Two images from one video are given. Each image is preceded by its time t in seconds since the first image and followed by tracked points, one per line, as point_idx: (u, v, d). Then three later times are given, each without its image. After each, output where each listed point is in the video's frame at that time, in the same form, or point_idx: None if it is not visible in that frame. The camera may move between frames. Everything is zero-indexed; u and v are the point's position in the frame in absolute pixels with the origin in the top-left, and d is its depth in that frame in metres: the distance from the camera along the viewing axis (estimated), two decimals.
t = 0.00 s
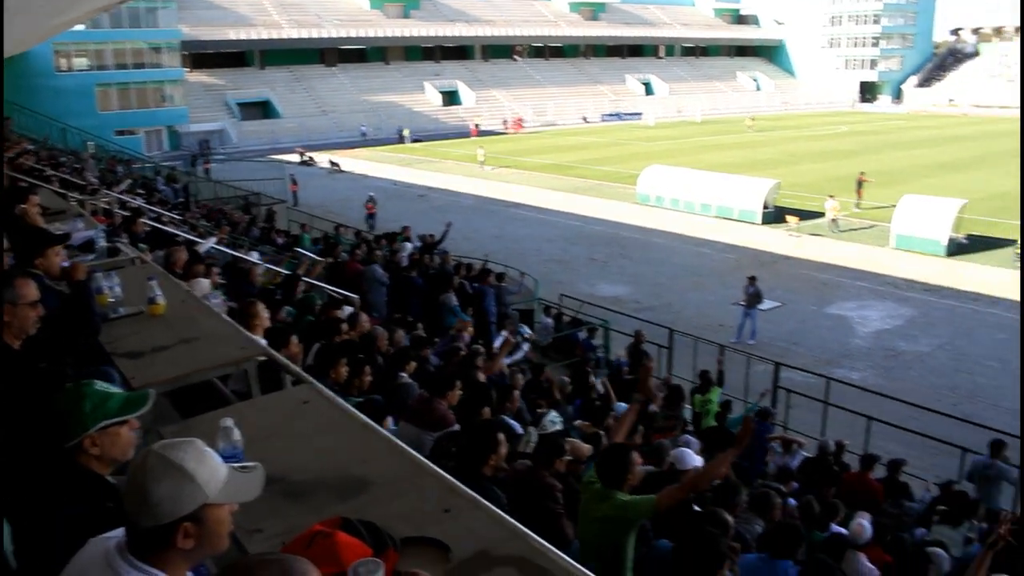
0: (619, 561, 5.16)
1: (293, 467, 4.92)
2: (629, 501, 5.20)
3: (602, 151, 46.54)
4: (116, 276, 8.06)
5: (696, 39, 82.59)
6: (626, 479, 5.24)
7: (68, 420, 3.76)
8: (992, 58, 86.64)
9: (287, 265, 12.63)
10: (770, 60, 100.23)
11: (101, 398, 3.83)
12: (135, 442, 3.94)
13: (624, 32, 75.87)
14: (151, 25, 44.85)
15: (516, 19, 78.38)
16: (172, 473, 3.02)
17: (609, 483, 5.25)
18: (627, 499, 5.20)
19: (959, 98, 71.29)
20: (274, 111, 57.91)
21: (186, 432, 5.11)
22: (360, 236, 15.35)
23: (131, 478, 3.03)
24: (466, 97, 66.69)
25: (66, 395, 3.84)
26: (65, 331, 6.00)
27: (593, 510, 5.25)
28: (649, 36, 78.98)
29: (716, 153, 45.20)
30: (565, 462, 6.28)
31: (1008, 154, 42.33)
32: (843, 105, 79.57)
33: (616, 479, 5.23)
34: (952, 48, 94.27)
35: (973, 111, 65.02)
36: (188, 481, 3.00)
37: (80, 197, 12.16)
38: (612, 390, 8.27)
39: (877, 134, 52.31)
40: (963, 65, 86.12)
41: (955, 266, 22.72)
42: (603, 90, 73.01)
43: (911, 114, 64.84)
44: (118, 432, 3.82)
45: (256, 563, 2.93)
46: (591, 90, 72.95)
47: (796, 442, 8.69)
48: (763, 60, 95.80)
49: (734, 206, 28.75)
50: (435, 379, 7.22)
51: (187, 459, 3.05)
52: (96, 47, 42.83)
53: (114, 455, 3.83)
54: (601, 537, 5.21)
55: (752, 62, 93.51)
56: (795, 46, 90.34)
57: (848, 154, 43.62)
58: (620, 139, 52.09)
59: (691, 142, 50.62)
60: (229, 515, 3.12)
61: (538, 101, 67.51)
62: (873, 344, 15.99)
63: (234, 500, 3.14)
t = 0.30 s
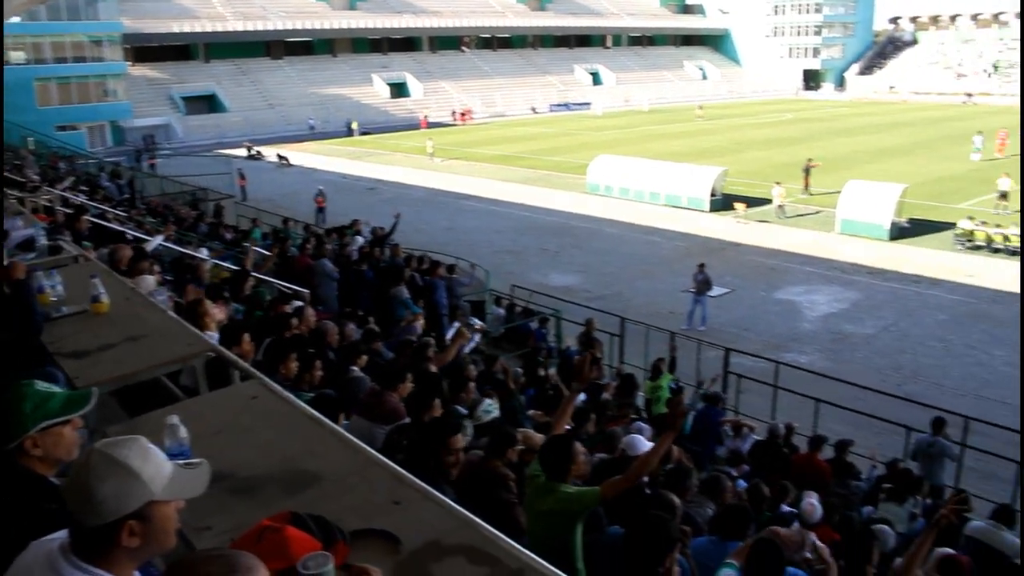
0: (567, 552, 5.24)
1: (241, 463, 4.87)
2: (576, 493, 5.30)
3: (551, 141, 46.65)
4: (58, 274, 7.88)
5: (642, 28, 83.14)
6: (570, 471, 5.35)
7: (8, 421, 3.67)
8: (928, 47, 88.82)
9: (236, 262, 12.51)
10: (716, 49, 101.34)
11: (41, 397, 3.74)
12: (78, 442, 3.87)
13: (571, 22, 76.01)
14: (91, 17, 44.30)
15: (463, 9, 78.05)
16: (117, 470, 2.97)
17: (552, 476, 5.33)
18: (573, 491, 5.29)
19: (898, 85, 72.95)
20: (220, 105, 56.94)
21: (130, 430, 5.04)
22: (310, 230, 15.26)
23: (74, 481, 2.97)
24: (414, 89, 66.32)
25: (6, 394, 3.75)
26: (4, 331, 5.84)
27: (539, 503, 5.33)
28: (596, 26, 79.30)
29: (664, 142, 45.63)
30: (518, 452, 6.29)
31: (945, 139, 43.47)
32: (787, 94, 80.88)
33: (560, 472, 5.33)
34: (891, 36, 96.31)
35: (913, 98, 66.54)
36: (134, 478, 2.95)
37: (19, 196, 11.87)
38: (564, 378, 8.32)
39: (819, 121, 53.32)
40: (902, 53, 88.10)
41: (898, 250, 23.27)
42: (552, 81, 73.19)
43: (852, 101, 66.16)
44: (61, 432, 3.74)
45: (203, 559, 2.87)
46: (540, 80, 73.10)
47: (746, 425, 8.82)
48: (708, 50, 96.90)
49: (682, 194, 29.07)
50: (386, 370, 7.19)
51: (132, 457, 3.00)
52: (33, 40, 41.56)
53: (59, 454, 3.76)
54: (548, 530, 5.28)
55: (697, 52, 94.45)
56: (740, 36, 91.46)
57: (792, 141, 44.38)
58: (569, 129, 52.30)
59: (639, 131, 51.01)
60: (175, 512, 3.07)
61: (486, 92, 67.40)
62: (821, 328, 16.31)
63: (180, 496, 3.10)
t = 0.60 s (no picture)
0: (529, 546, 5.33)
1: (200, 460, 4.83)
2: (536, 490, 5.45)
3: (511, 136, 46.64)
4: (11, 274, 7.74)
5: (601, 23, 83.49)
6: (530, 465, 5.53)
7: None
8: (881, 41, 90.42)
9: (194, 260, 12.39)
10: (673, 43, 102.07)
11: None
12: (36, 444, 3.82)
13: (530, 16, 75.99)
14: (42, 11, 43.31)
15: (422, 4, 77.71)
16: (72, 471, 2.93)
17: (513, 469, 5.53)
18: (533, 488, 5.44)
19: (853, 79, 74.15)
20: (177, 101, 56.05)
21: (86, 430, 4.97)
22: (269, 227, 15.15)
23: (28, 482, 2.93)
24: (374, 84, 65.93)
25: None
26: None
27: (501, 497, 5.44)
28: (556, 21, 79.45)
29: (623, 136, 45.92)
30: (481, 445, 6.32)
31: (897, 132, 44.32)
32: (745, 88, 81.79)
33: (521, 466, 5.51)
34: (845, 30, 97.84)
35: (867, 91, 67.70)
36: (90, 479, 2.91)
37: None
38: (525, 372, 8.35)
39: (775, 115, 54.04)
40: (855, 48, 89.55)
41: (853, 241, 23.71)
42: (512, 76, 73.23)
43: (808, 95, 67.12)
44: (19, 434, 3.70)
45: (159, 557, 2.83)
46: (499, 75, 73.09)
47: (707, 416, 8.93)
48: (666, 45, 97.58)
49: (642, 188, 29.30)
50: (347, 367, 7.17)
51: (88, 458, 2.97)
52: None
53: (17, 456, 3.71)
54: (510, 524, 5.41)
55: (656, 46, 95.08)
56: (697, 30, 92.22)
57: (750, 135, 44.92)
58: (530, 124, 52.39)
59: (599, 125, 51.28)
60: (133, 512, 3.04)
61: (445, 87, 67.18)
62: (780, 319, 16.56)
63: (136, 496, 3.07)
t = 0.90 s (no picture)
0: (503, 532, 5.44)
1: (164, 455, 4.79)
2: (519, 477, 5.53)
3: (476, 128, 46.59)
4: None
5: (564, 15, 83.57)
6: (519, 449, 5.64)
7: None
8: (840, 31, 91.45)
9: (157, 256, 12.29)
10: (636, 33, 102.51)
11: None
12: None
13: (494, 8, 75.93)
14: None
15: None
16: (31, 467, 2.89)
17: (503, 452, 5.63)
18: (516, 473, 5.52)
19: (814, 70, 75.05)
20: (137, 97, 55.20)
21: (47, 427, 4.90)
22: (233, 222, 15.05)
23: None
24: (337, 77, 65.48)
25: None
26: None
27: (479, 486, 5.52)
28: (520, 13, 79.39)
29: (588, 127, 46.08)
30: (449, 436, 6.34)
31: (857, 121, 44.97)
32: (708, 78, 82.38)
33: (510, 449, 5.63)
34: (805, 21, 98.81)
35: (828, 81, 68.49)
36: (50, 474, 2.87)
37: None
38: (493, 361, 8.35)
39: (738, 105, 54.52)
40: (816, 38, 90.48)
41: (816, 229, 24.03)
42: (476, 68, 73.11)
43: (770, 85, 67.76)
44: None
45: (121, 550, 2.75)
46: (464, 68, 72.92)
47: (673, 403, 9.02)
48: (629, 36, 97.98)
49: (607, 178, 29.46)
50: (313, 361, 7.14)
51: (48, 453, 2.92)
52: None
53: None
54: (491, 513, 5.48)
55: (619, 37, 95.41)
56: (660, 21, 92.66)
57: (713, 125, 45.29)
58: (495, 116, 52.35)
59: (563, 116, 51.40)
60: (95, 507, 3.00)
61: (410, 80, 66.90)
62: (745, 307, 16.74)
63: (99, 491, 3.07)
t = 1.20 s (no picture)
0: (469, 505, 5.44)
1: (121, 436, 4.75)
2: (491, 447, 5.56)
3: (434, 104, 46.27)
4: None
5: None
6: (493, 421, 5.70)
7: None
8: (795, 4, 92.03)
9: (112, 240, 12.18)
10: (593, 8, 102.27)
11: None
12: None
13: None
14: None
15: None
16: None
17: (477, 425, 5.69)
18: (489, 444, 5.56)
19: (769, 43, 75.65)
20: (87, 77, 53.89)
21: None
22: (188, 203, 14.91)
23: None
24: (293, 55, 64.54)
25: None
26: None
27: (448, 462, 5.54)
28: None
29: (546, 102, 46.02)
30: (410, 412, 6.34)
31: (811, 94, 45.50)
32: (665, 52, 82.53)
33: (484, 420, 5.68)
34: None
35: (784, 54, 68.98)
36: None
37: None
38: (453, 338, 8.35)
39: (695, 78, 54.75)
40: (772, 11, 91.05)
41: (772, 201, 24.33)
42: (433, 45, 72.49)
43: (726, 58, 68.09)
44: None
45: (74, 532, 2.56)
46: (420, 43, 72.27)
47: (633, 375, 9.12)
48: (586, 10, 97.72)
49: (565, 153, 29.51)
50: (271, 341, 7.11)
51: None
52: None
53: None
54: (460, 491, 5.48)
55: (576, 12, 95.17)
56: None
57: (671, 99, 45.48)
58: (452, 92, 52.02)
59: (521, 91, 51.25)
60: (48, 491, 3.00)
61: (366, 57, 66.19)
62: (704, 279, 16.92)
63: (51, 474, 3.10)
